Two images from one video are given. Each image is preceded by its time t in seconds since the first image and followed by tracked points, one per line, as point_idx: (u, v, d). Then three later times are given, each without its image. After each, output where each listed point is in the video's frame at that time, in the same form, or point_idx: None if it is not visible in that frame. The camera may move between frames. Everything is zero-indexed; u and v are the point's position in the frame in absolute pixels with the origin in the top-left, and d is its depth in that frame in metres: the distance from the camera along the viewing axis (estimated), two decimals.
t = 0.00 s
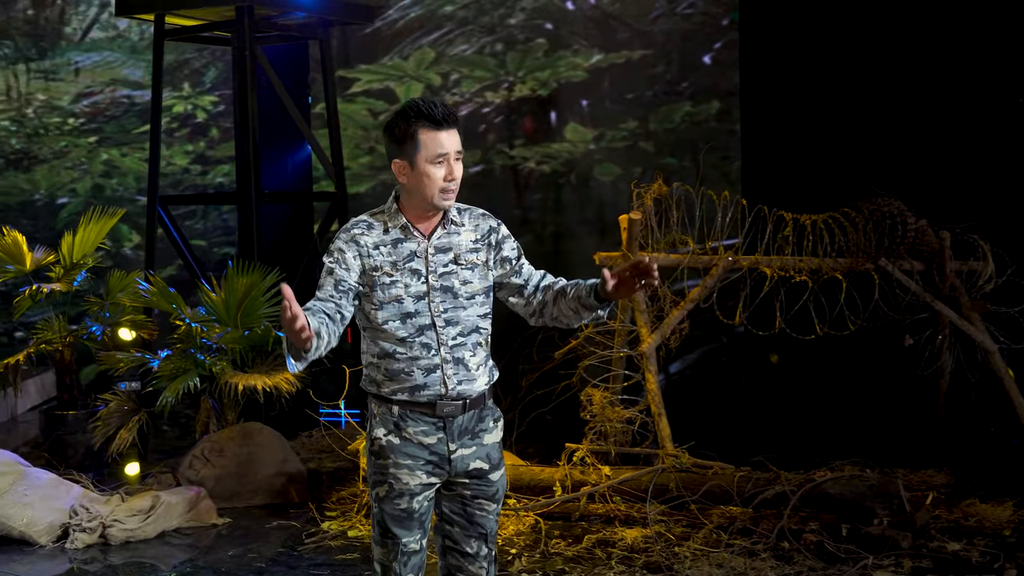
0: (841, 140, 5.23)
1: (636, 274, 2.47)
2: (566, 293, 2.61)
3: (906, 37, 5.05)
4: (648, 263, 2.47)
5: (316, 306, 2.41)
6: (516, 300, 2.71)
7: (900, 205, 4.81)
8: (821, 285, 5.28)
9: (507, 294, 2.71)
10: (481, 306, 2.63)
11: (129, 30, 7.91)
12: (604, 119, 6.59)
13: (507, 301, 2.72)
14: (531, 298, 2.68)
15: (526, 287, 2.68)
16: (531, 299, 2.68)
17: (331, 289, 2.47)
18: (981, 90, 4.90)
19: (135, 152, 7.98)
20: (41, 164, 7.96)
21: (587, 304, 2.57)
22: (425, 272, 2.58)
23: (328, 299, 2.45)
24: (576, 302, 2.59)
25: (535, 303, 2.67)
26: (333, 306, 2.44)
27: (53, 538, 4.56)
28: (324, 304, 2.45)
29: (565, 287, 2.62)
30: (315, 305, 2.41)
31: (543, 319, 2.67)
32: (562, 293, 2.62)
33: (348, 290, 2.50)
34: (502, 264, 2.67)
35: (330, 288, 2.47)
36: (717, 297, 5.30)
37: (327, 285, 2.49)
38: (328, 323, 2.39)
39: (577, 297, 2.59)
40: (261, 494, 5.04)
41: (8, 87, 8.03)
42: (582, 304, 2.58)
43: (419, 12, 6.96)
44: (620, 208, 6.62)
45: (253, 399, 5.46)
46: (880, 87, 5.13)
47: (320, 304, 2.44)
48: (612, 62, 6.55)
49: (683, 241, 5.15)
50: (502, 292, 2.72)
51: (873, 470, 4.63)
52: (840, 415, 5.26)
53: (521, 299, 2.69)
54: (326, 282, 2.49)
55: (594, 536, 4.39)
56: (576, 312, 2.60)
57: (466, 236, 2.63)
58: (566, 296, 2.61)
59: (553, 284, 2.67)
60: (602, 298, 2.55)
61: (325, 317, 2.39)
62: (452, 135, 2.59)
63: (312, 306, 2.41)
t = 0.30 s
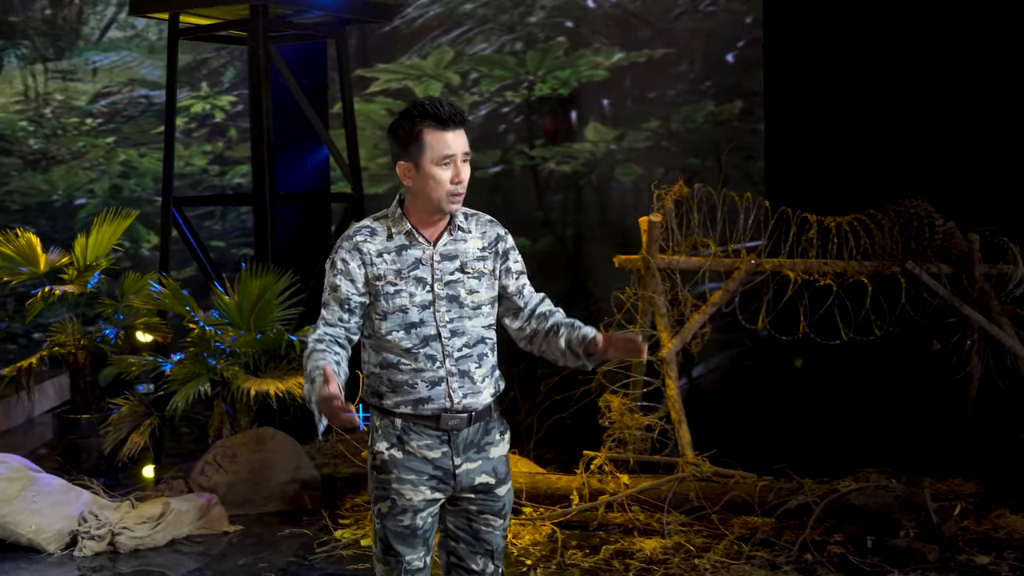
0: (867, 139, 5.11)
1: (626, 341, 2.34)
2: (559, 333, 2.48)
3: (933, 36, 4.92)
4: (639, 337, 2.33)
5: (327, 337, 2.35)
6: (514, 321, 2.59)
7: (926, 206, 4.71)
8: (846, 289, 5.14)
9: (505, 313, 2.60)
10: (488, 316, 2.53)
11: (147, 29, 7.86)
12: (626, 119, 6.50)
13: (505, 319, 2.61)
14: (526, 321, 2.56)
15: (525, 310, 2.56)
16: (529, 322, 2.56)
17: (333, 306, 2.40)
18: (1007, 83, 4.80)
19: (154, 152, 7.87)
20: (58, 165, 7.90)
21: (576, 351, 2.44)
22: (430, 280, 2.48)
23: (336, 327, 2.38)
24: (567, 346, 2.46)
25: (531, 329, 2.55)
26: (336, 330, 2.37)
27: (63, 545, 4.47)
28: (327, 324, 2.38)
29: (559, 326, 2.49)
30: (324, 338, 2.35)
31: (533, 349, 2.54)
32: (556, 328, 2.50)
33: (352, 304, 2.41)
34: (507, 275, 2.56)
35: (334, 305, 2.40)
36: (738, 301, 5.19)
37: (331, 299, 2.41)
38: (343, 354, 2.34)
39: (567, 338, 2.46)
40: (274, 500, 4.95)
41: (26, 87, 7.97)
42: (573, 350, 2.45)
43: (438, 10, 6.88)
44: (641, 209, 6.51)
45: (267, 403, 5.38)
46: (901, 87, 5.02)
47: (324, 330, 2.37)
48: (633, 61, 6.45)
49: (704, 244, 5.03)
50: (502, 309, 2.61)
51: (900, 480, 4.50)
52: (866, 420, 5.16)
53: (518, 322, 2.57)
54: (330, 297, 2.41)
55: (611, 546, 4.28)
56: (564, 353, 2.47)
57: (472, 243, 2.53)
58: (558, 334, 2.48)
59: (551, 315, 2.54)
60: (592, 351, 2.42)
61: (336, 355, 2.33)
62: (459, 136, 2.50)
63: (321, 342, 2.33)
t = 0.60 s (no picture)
0: (907, 141, 4.98)
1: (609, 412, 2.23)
2: (559, 377, 2.38)
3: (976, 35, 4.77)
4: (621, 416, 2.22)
5: (349, 368, 2.28)
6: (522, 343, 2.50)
7: (969, 210, 4.56)
8: (884, 296, 5.02)
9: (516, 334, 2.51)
10: (505, 330, 2.46)
11: (176, 30, 7.90)
12: (660, 120, 6.39)
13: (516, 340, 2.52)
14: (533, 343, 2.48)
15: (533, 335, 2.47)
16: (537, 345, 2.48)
17: (347, 323, 2.31)
18: None
19: (183, 154, 7.88)
20: (88, 167, 7.84)
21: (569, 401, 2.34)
22: (446, 293, 2.41)
23: (356, 356, 2.30)
24: (564, 394, 2.36)
25: (537, 356, 2.46)
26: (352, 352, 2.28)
27: (84, 555, 4.39)
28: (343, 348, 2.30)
29: (562, 368, 2.39)
30: (345, 369, 2.28)
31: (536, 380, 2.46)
32: (559, 367, 2.40)
33: (366, 320, 2.33)
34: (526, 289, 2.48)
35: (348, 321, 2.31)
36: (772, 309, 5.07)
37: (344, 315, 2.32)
38: (368, 388, 2.28)
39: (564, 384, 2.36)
40: (300, 509, 4.87)
41: (56, 88, 7.87)
42: (569, 398, 2.35)
43: (470, 10, 6.77)
44: (676, 212, 6.39)
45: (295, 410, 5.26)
46: (952, 87, 4.84)
47: (344, 360, 2.29)
48: (667, 61, 6.33)
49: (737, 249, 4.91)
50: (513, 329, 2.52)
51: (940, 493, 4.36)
52: (908, 431, 5.01)
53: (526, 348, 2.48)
54: (345, 314, 2.32)
55: (643, 560, 4.16)
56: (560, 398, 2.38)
57: (489, 255, 2.46)
58: (559, 374, 2.39)
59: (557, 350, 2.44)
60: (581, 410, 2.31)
61: (357, 385, 2.26)
62: (473, 142, 2.43)
63: (345, 375, 2.27)
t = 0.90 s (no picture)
0: (951, 143, 4.84)
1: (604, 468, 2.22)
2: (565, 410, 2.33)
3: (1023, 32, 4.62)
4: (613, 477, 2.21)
5: (374, 398, 2.25)
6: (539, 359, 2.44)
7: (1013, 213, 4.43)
8: (926, 301, 4.89)
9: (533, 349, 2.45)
10: (526, 342, 2.38)
11: (211, 30, 7.85)
12: (698, 121, 6.27)
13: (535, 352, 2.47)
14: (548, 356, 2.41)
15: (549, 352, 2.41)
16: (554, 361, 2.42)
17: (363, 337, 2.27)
18: None
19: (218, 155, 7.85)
20: (124, 169, 7.85)
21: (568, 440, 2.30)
22: (464, 303, 2.33)
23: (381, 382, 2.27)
24: (566, 429, 2.32)
25: (551, 376, 2.40)
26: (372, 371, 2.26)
27: (109, 562, 4.33)
28: (364, 369, 2.27)
29: (569, 403, 2.33)
30: (370, 398, 2.25)
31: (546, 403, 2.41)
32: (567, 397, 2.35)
33: (381, 331, 2.28)
34: (547, 300, 2.40)
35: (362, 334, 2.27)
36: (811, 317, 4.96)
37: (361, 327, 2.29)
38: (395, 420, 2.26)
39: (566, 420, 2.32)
40: (329, 516, 4.77)
41: (91, 89, 7.89)
42: (571, 433, 2.31)
43: (505, 10, 6.68)
44: (714, 214, 6.28)
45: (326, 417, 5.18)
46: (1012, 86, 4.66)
47: (371, 387, 2.26)
48: (705, 61, 6.21)
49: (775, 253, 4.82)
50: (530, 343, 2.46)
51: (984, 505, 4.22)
52: (949, 439, 4.88)
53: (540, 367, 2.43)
54: (361, 329, 2.28)
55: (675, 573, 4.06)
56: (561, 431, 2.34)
57: (510, 263, 2.38)
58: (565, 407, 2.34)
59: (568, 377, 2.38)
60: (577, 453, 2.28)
61: (383, 417, 2.25)
62: (494, 146, 2.34)
63: (369, 406, 2.24)
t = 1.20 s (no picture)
0: (989, 143, 4.73)
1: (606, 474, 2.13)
2: (571, 417, 2.25)
3: None
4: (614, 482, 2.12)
5: (388, 421, 2.17)
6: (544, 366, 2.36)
7: None
8: (961, 304, 4.77)
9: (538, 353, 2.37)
10: (537, 350, 2.28)
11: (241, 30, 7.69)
12: (730, 120, 6.17)
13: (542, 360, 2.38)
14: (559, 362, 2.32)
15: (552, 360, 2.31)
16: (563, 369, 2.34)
17: (369, 345, 2.18)
18: None
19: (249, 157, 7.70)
20: (153, 170, 7.80)
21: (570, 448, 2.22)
22: (473, 309, 2.24)
23: (392, 405, 2.19)
24: (570, 436, 2.23)
25: (556, 384, 2.31)
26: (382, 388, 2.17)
27: (127, 567, 4.28)
28: (375, 386, 2.17)
29: (575, 410, 2.25)
30: (383, 422, 2.16)
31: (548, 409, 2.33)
32: (572, 405, 2.27)
33: (387, 339, 2.20)
34: (555, 305, 2.31)
35: (368, 344, 2.18)
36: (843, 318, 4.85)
37: (366, 336, 2.19)
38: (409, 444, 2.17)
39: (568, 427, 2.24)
40: (351, 522, 4.68)
41: (121, 89, 7.87)
42: (573, 441, 2.22)
43: (535, 9, 6.57)
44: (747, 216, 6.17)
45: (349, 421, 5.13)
46: None
47: (383, 411, 2.17)
48: (738, 59, 6.10)
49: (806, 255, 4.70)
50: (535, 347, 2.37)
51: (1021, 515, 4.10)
52: (985, 446, 4.76)
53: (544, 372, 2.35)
54: (367, 339, 2.19)
55: None
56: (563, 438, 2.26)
57: (518, 268, 2.28)
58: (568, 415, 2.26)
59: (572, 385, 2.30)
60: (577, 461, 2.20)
61: (397, 441, 2.16)
62: (512, 147, 2.28)
63: (384, 430, 2.15)
